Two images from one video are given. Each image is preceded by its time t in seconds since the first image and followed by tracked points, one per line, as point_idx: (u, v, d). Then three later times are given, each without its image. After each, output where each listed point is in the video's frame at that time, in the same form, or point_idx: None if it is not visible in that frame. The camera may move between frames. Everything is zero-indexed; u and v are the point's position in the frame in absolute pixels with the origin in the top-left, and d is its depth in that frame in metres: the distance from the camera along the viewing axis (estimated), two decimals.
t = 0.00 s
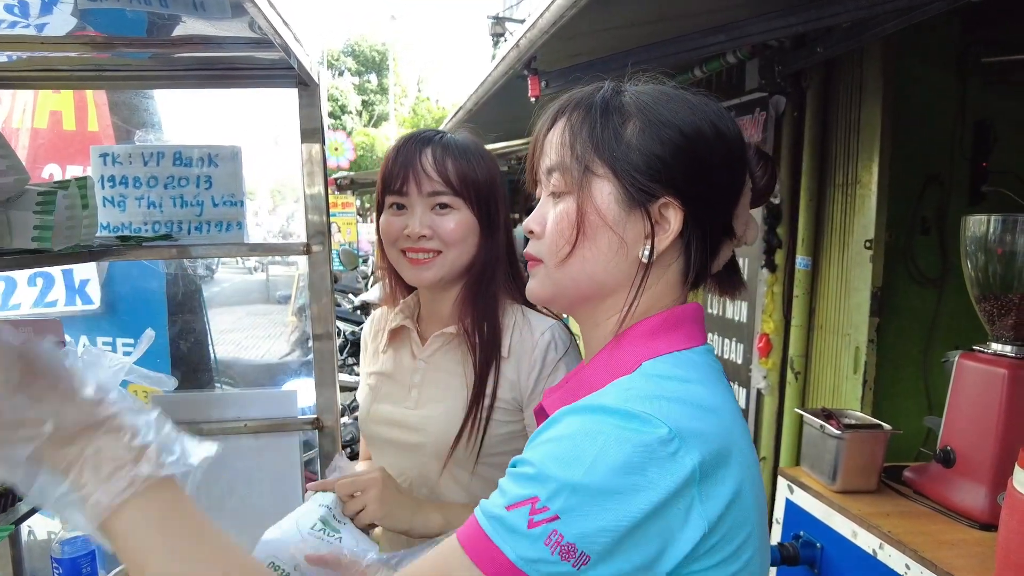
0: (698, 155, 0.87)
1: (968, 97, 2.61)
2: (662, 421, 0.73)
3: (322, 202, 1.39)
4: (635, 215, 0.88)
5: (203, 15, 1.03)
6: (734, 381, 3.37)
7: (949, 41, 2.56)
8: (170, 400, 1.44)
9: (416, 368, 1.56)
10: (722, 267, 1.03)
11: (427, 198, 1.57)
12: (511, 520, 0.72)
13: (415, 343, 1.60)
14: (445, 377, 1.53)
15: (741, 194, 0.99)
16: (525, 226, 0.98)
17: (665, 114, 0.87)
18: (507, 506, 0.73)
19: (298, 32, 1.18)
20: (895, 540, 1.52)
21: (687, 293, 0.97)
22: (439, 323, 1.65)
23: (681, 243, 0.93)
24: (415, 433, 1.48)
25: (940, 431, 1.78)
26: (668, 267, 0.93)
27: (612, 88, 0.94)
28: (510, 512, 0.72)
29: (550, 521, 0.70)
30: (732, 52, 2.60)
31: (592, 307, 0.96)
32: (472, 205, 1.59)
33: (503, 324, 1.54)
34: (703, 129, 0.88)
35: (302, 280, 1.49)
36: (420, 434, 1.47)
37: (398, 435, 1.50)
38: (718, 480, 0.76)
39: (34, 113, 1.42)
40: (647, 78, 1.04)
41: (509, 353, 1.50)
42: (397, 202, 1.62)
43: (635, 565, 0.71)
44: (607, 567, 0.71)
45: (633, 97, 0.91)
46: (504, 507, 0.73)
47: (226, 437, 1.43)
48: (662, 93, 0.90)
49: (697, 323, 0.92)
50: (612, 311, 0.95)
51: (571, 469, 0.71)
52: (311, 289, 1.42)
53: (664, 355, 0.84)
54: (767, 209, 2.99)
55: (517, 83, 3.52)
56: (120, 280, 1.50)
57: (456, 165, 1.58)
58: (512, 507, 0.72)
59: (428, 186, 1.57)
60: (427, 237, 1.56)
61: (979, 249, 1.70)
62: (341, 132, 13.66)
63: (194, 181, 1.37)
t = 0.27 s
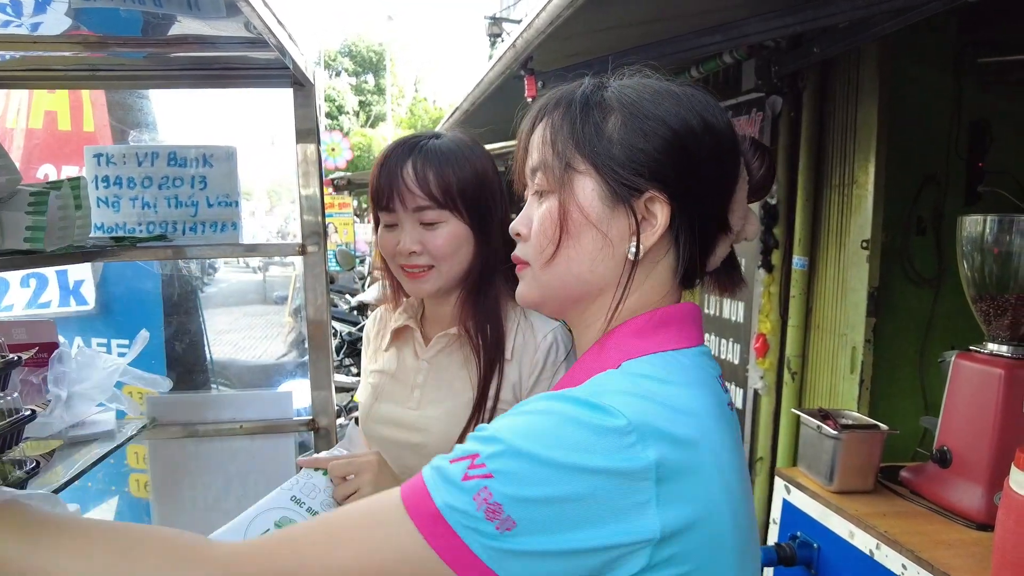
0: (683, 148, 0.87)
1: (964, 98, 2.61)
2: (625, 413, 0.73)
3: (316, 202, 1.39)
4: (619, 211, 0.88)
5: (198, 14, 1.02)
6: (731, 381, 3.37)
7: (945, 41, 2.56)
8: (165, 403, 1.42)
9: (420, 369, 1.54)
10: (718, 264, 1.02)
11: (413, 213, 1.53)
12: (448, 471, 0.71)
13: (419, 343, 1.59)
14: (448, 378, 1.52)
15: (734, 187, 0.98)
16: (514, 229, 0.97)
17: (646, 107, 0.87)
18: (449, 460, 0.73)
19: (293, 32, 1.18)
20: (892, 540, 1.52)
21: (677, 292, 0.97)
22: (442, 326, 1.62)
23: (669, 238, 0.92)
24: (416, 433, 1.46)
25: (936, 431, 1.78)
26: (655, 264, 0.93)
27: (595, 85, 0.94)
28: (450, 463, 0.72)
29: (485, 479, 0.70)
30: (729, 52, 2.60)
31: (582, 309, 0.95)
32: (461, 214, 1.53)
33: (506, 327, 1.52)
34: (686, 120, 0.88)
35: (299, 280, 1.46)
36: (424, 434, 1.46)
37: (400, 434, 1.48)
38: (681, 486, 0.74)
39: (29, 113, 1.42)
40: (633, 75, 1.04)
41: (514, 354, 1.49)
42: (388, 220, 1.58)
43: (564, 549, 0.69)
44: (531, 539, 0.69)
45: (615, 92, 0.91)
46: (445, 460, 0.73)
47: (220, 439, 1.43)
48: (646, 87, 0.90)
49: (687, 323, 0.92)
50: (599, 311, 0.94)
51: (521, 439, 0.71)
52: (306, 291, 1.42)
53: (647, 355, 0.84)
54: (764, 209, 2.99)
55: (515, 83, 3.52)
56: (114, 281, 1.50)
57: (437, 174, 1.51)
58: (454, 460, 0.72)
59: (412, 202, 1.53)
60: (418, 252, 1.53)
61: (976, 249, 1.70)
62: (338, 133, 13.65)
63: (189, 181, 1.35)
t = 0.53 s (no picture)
0: (664, 144, 0.86)
1: (961, 98, 2.61)
2: (593, 424, 0.73)
3: (313, 204, 1.36)
4: (599, 213, 0.87)
5: (194, 14, 1.02)
6: (728, 382, 3.37)
7: (942, 42, 2.56)
8: (160, 404, 1.41)
9: (420, 369, 1.53)
10: (712, 262, 1.02)
11: (409, 220, 1.50)
12: (414, 493, 0.74)
13: (420, 343, 1.59)
14: (447, 381, 1.51)
15: (724, 181, 0.97)
16: (498, 233, 0.97)
17: (626, 103, 0.87)
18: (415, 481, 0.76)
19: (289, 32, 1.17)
20: (889, 540, 1.52)
21: (669, 293, 0.96)
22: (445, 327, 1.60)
23: (654, 237, 0.91)
24: (414, 434, 1.46)
25: (933, 431, 1.78)
26: (640, 265, 0.92)
27: (574, 82, 0.93)
28: (416, 485, 0.75)
29: (448, 500, 0.72)
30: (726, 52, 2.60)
31: (569, 313, 0.95)
32: (458, 222, 1.49)
33: (509, 341, 1.50)
34: (667, 115, 0.87)
35: (294, 281, 1.47)
36: (420, 435, 1.45)
37: (399, 434, 1.48)
38: (655, 498, 0.74)
39: (25, 114, 1.41)
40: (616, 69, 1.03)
41: (515, 361, 1.47)
42: (387, 224, 1.56)
43: (531, 566, 0.71)
44: (497, 558, 0.71)
45: (594, 89, 0.90)
46: (412, 481, 0.76)
47: (216, 440, 1.41)
48: (625, 82, 0.89)
49: (677, 326, 0.91)
50: (583, 313, 0.94)
51: (486, 455, 0.73)
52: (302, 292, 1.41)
53: (629, 361, 0.83)
54: (761, 209, 2.99)
55: (511, 83, 3.51)
56: (110, 281, 1.48)
57: (433, 180, 1.47)
58: (419, 482, 0.75)
59: (408, 209, 1.50)
60: (413, 260, 1.51)
61: (972, 249, 1.70)
62: (336, 133, 13.63)
63: (184, 181, 1.35)
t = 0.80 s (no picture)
0: (671, 141, 0.85)
1: (960, 98, 2.61)
2: (606, 433, 0.72)
3: (312, 204, 1.35)
4: (606, 213, 0.87)
5: (192, 12, 1.01)
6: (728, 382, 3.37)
7: (941, 42, 2.56)
8: (158, 405, 1.37)
9: (425, 370, 1.52)
10: (717, 262, 1.02)
11: (415, 219, 1.48)
12: (423, 511, 0.75)
13: (427, 344, 1.58)
14: (452, 382, 1.50)
15: (731, 179, 0.97)
16: (500, 234, 0.97)
17: (632, 100, 0.86)
18: (424, 498, 0.77)
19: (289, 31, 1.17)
20: (890, 540, 1.52)
21: (676, 294, 0.96)
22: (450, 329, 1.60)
23: (662, 239, 0.91)
24: (417, 436, 1.46)
25: (934, 431, 1.78)
26: (647, 267, 0.92)
27: (577, 78, 0.93)
28: (425, 503, 0.76)
29: (458, 519, 0.73)
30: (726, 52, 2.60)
31: (574, 314, 0.94)
32: (466, 224, 1.47)
33: (515, 347, 1.50)
34: (673, 112, 0.86)
35: (294, 281, 1.46)
36: (423, 436, 1.46)
37: (404, 435, 1.48)
38: (670, 508, 0.73)
39: (23, 113, 1.42)
40: (618, 64, 1.02)
41: (522, 365, 1.47)
42: (394, 223, 1.54)
43: None
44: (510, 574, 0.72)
45: (598, 85, 0.89)
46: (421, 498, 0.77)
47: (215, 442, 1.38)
48: (629, 78, 0.89)
49: (686, 329, 0.91)
50: (589, 315, 0.94)
51: (496, 470, 0.73)
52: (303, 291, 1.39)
53: (637, 365, 0.83)
54: (761, 209, 2.98)
55: (510, 83, 3.51)
56: (109, 282, 1.48)
57: (442, 180, 1.45)
58: (428, 498, 0.76)
59: (416, 208, 1.48)
60: (418, 258, 1.48)
61: (973, 249, 1.70)
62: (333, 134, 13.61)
63: (183, 181, 1.33)
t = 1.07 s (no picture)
0: (682, 142, 0.85)
1: (960, 98, 2.62)
2: (628, 439, 0.72)
3: (315, 203, 1.36)
4: (621, 215, 0.87)
5: (195, 12, 1.01)
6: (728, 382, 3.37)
7: (941, 42, 2.57)
8: (160, 405, 1.35)
9: (430, 369, 1.52)
10: (723, 261, 1.02)
11: (423, 219, 1.48)
12: (445, 519, 0.75)
13: (432, 342, 1.58)
14: (456, 381, 1.49)
15: (736, 178, 0.97)
16: (503, 235, 0.96)
17: (645, 100, 0.86)
18: (444, 503, 0.77)
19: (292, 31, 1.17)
20: (892, 540, 1.52)
21: (682, 296, 0.96)
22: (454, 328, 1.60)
23: (674, 242, 0.92)
24: (420, 435, 1.46)
25: (936, 431, 1.78)
26: (659, 270, 0.92)
27: (585, 76, 0.92)
28: (445, 510, 0.76)
29: (479, 526, 0.73)
30: (726, 52, 2.60)
31: (584, 318, 0.94)
32: (473, 222, 1.47)
33: (518, 347, 1.48)
34: (684, 112, 0.87)
35: (295, 281, 1.43)
36: (426, 435, 1.46)
37: (407, 435, 1.48)
38: (692, 513, 0.73)
39: (24, 113, 1.40)
40: (623, 62, 1.02)
41: (525, 364, 1.46)
42: (402, 224, 1.55)
43: None
44: None
45: (608, 83, 0.89)
46: (441, 505, 0.77)
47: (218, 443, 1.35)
48: (640, 77, 0.89)
49: (697, 332, 0.91)
50: (601, 319, 0.93)
51: (518, 475, 0.73)
52: (305, 292, 1.38)
53: (652, 368, 0.83)
54: (761, 209, 2.98)
55: (511, 83, 3.51)
56: (110, 281, 1.47)
57: (449, 180, 1.45)
58: (449, 505, 0.76)
59: (422, 208, 1.48)
60: (426, 258, 1.48)
61: (975, 249, 1.70)
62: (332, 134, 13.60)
63: (186, 181, 1.32)
